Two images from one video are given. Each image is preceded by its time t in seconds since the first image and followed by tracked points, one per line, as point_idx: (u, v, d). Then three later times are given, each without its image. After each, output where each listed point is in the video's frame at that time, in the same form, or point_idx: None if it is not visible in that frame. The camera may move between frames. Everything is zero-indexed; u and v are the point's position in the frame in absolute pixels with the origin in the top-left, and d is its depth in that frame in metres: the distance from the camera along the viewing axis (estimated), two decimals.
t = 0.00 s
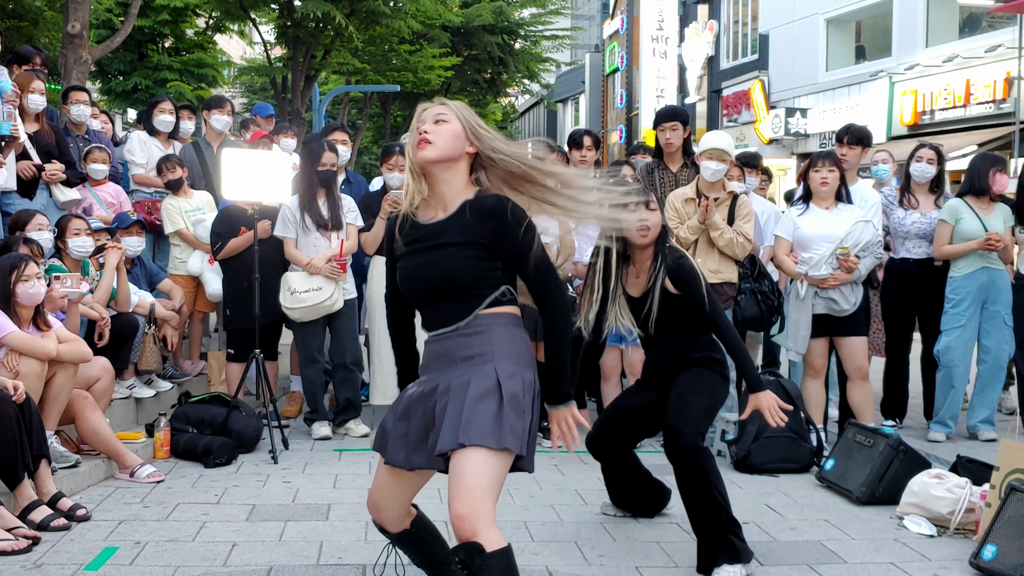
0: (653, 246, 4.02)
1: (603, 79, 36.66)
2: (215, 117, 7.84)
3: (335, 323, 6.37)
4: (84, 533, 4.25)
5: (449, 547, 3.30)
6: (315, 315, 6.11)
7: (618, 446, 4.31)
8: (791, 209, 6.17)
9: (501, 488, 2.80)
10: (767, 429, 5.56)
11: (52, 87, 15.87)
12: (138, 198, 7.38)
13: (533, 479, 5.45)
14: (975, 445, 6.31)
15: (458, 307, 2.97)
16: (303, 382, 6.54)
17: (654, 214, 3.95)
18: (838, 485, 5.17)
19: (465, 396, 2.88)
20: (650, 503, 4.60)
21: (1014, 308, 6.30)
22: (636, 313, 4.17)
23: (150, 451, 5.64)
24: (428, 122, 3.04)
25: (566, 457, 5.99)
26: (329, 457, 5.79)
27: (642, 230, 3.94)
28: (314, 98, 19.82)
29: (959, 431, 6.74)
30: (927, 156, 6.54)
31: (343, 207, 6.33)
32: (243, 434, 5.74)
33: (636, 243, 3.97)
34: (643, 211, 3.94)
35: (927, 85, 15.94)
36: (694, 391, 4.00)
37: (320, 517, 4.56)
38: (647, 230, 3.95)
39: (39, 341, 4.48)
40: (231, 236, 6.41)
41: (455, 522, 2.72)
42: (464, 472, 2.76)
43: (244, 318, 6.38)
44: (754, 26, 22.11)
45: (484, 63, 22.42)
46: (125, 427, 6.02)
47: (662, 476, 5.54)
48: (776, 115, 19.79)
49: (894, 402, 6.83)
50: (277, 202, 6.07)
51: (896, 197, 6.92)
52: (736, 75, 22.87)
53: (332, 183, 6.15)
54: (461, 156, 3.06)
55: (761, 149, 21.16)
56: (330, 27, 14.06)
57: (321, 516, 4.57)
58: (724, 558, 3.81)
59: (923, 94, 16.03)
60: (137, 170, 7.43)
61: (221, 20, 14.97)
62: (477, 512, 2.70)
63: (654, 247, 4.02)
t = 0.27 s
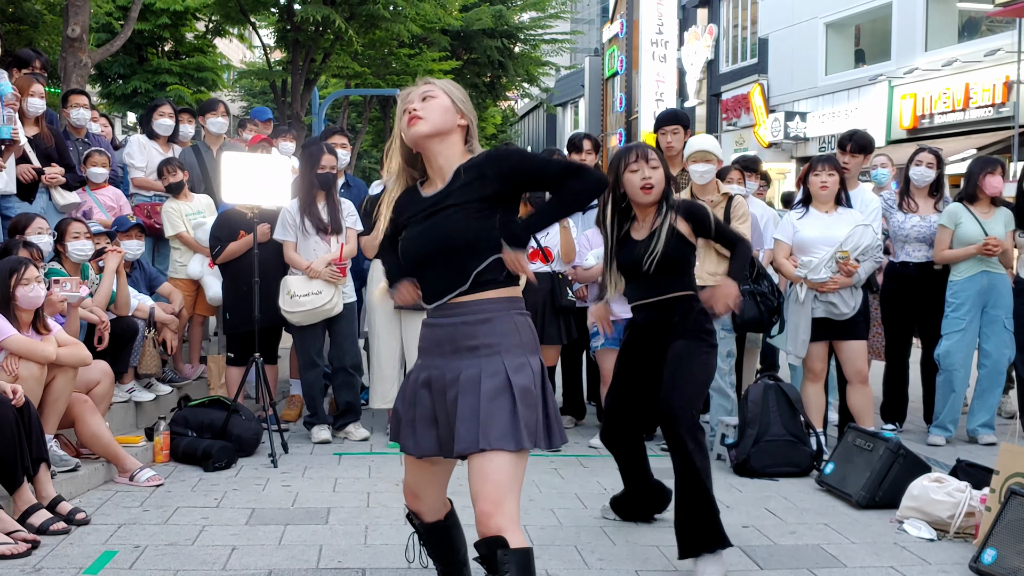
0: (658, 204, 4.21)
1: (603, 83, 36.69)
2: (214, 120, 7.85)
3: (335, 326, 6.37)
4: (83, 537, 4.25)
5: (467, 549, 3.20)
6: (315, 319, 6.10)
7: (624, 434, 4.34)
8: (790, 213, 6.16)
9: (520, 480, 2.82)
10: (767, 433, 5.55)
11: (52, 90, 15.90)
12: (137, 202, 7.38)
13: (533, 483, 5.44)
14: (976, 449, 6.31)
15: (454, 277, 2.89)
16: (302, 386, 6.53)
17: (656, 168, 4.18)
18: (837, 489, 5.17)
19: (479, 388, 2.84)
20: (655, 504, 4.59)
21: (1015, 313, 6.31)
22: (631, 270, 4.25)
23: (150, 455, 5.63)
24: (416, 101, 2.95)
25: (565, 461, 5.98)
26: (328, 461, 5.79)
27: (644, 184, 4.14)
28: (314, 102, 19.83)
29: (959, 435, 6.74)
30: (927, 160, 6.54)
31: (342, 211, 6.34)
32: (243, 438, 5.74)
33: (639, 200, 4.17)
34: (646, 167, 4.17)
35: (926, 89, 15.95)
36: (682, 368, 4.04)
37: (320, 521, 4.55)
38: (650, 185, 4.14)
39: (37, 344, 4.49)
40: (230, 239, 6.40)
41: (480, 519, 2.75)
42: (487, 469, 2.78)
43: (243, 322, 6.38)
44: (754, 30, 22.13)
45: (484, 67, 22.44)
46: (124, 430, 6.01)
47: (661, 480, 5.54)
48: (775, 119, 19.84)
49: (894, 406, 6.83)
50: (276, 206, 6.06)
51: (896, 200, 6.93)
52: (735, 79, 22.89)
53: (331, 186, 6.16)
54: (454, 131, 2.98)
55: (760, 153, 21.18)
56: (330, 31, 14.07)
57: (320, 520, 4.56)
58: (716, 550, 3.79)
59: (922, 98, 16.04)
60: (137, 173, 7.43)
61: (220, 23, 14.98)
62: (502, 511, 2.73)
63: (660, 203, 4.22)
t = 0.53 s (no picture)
0: (666, 209, 4.14)
1: (603, 85, 36.69)
2: (211, 122, 7.85)
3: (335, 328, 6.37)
4: (82, 539, 4.24)
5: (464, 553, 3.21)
6: (315, 321, 6.10)
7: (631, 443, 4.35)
8: (790, 214, 6.14)
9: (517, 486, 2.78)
10: (767, 434, 5.55)
11: (52, 93, 15.93)
12: (137, 203, 7.38)
13: (532, 485, 5.45)
14: (975, 451, 6.31)
15: (459, 288, 2.92)
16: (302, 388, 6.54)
17: (665, 177, 4.05)
18: (837, 491, 5.17)
19: (488, 398, 2.85)
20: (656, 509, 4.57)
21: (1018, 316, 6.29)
22: (638, 283, 4.20)
23: (150, 457, 5.63)
24: (424, 105, 2.93)
25: (565, 463, 5.98)
26: (328, 463, 5.79)
27: (650, 191, 4.04)
28: (314, 104, 19.83)
29: (959, 437, 6.74)
30: (927, 162, 6.55)
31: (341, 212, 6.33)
32: (243, 440, 5.74)
33: (647, 208, 4.08)
34: (653, 174, 4.05)
35: (926, 91, 15.96)
36: (686, 384, 4.04)
37: (319, 523, 4.55)
38: (657, 193, 4.04)
39: (35, 346, 4.49)
40: (230, 242, 6.41)
41: (474, 521, 2.71)
42: (484, 473, 2.76)
43: (243, 324, 6.39)
44: (754, 32, 22.14)
45: (484, 69, 22.46)
46: (124, 432, 6.01)
47: (661, 482, 5.54)
48: (775, 121, 19.89)
49: (894, 408, 6.83)
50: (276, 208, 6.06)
51: (896, 203, 6.93)
52: (735, 81, 22.89)
53: (331, 187, 6.16)
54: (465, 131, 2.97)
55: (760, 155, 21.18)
56: (330, 33, 14.07)
57: (320, 522, 4.56)
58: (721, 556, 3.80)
59: (922, 100, 16.05)
60: (137, 175, 7.44)
61: (220, 25, 14.98)
62: (495, 511, 2.70)
63: (670, 206, 4.15)
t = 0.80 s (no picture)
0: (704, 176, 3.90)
1: (603, 86, 36.71)
2: (208, 123, 7.83)
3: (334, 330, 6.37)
4: (82, 541, 4.24)
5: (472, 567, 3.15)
6: (314, 322, 6.10)
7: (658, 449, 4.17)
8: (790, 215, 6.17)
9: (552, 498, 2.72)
10: (767, 436, 5.54)
11: (51, 94, 15.93)
12: (137, 205, 7.39)
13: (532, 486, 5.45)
14: (975, 453, 6.30)
15: (503, 290, 2.75)
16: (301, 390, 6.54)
17: (695, 147, 3.88)
18: (837, 492, 5.17)
19: (536, 409, 2.76)
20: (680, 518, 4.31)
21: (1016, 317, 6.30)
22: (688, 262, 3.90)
23: (149, 458, 5.62)
24: (444, 97, 2.72)
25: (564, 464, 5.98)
26: (328, 465, 5.79)
27: (674, 161, 3.90)
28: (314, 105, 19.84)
29: (958, 439, 6.73)
30: (926, 163, 6.55)
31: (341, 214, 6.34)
32: (242, 442, 5.74)
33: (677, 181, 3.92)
34: (681, 144, 3.90)
35: (925, 92, 15.97)
36: (730, 384, 3.83)
37: (319, 524, 4.55)
38: (683, 163, 3.88)
39: (34, 347, 4.49)
40: (229, 243, 6.41)
41: (514, 536, 2.64)
42: (528, 486, 2.69)
43: (242, 325, 6.38)
44: (754, 34, 22.15)
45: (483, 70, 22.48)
46: (124, 434, 6.01)
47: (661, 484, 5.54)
48: (775, 122, 19.88)
49: (894, 410, 6.83)
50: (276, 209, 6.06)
51: (895, 204, 6.93)
52: (735, 83, 22.90)
53: (330, 189, 6.16)
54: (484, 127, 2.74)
55: (760, 156, 21.19)
56: (330, 34, 14.07)
57: (320, 524, 4.56)
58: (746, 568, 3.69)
59: (922, 101, 16.05)
60: (136, 176, 7.44)
61: (220, 27, 14.98)
62: (538, 528, 2.64)
63: (709, 174, 3.91)
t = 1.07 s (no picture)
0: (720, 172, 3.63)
1: (602, 87, 36.73)
2: (207, 124, 7.82)
3: (334, 331, 6.37)
4: (81, 542, 4.24)
5: None
6: (314, 323, 6.10)
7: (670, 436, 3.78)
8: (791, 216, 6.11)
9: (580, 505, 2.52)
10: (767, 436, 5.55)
11: (51, 96, 15.94)
12: (136, 206, 7.40)
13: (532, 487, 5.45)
14: (974, 454, 6.30)
15: (534, 277, 2.42)
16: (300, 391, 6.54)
17: (714, 142, 3.58)
18: (836, 493, 5.17)
19: (573, 396, 2.45)
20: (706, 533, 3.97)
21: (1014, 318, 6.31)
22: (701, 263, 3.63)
23: (149, 459, 5.61)
24: (505, 49, 2.41)
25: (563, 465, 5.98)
26: (327, 465, 5.79)
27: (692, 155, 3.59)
28: (313, 106, 19.85)
29: (957, 439, 6.73)
30: (925, 164, 6.56)
31: (341, 215, 6.36)
32: (242, 443, 5.74)
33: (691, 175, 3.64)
34: (701, 137, 3.59)
35: (924, 93, 15.98)
36: (757, 386, 3.56)
37: (318, 525, 4.55)
38: (701, 158, 3.59)
39: (33, 348, 4.49)
40: (228, 244, 6.41)
41: (534, 545, 2.41)
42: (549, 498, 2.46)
43: (241, 326, 6.38)
44: (752, 35, 22.18)
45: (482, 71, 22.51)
46: (123, 435, 6.01)
47: (661, 485, 5.54)
48: (774, 123, 19.89)
49: (893, 411, 6.83)
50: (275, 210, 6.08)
51: (894, 205, 6.93)
52: (734, 84, 22.92)
53: (329, 190, 6.19)
54: (537, 93, 2.45)
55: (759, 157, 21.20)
56: (329, 36, 14.07)
57: (319, 525, 4.56)
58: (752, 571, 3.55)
59: (920, 102, 16.07)
60: (135, 177, 7.45)
61: (219, 28, 14.98)
62: (562, 537, 2.41)
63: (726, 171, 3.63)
